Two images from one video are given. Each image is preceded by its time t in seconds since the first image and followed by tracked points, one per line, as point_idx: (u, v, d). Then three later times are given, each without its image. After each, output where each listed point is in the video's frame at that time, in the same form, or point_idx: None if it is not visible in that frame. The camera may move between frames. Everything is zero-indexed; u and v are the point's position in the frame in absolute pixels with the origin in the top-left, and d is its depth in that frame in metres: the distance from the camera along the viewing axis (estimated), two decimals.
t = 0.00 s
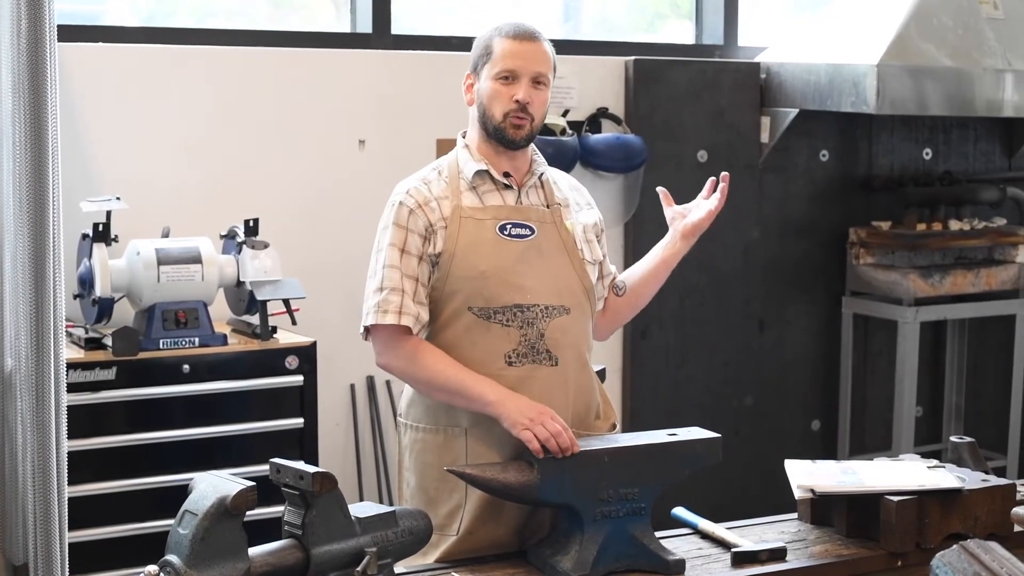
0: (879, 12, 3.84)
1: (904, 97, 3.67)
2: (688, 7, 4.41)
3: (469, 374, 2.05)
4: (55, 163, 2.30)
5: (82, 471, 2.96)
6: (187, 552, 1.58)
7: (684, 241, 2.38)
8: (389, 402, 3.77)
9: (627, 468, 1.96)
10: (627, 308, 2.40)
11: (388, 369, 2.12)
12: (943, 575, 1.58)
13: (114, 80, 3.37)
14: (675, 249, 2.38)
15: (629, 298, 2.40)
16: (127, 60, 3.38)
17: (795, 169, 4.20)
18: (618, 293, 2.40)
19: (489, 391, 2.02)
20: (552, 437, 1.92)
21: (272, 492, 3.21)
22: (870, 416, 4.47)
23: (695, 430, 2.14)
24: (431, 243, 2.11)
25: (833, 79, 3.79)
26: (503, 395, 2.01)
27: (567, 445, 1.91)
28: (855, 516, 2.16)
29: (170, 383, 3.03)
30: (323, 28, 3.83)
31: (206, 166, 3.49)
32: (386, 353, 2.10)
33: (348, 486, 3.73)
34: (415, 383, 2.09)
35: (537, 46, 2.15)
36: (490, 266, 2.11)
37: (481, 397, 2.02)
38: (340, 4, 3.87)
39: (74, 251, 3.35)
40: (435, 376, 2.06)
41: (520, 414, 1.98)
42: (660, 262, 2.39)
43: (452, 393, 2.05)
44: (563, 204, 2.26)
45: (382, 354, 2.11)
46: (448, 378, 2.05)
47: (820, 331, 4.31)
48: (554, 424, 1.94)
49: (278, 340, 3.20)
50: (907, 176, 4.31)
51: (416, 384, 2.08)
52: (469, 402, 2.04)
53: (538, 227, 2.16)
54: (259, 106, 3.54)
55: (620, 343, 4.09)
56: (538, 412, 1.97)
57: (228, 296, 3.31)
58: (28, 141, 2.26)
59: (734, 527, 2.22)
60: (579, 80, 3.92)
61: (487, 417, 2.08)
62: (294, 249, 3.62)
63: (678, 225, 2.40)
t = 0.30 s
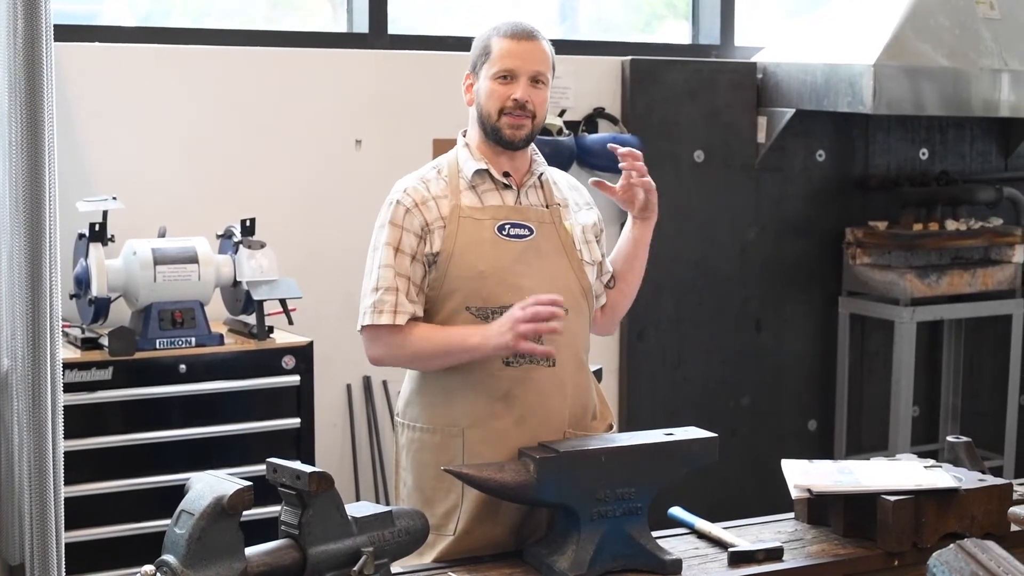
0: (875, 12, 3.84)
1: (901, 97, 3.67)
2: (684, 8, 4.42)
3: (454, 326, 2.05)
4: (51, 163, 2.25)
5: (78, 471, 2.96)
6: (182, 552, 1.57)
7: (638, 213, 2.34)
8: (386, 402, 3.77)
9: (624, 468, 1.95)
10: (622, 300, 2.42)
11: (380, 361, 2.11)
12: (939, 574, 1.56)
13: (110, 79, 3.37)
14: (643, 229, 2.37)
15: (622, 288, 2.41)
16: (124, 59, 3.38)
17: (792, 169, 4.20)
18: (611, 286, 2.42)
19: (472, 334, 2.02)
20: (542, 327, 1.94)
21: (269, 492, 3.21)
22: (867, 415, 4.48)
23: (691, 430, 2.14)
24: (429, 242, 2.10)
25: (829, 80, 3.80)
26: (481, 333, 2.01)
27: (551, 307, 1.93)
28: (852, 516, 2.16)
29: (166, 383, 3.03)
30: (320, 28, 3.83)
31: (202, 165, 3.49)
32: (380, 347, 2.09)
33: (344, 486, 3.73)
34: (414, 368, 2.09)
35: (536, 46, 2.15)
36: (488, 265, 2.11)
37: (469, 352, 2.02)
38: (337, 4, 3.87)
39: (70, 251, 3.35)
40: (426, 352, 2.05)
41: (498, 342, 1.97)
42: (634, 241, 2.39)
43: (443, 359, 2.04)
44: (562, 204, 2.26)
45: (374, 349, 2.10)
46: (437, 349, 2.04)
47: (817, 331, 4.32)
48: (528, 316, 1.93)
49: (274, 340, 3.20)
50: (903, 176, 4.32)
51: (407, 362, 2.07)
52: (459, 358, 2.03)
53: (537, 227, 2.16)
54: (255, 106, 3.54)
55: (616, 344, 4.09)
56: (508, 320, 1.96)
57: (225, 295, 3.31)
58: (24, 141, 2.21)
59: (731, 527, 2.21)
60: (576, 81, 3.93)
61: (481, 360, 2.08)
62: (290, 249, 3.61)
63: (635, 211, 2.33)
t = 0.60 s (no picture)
0: (873, 12, 3.85)
1: (899, 97, 3.67)
2: (682, 8, 4.42)
3: (449, 324, 2.04)
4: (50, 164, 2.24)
5: (77, 472, 2.96)
6: (181, 553, 1.57)
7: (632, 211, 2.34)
8: (384, 402, 3.77)
9: (622, 468, 1.95)
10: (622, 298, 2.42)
11: (381, 364, 2.11)
12: (938, 574, 1.56)
13: (109, 80, 3.37)
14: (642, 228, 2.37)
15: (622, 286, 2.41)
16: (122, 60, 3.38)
17: (789, 169, 4.20)
18: (610, 285, 2.42)
19: (466, 330, 2.01)
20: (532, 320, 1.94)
21: (268, 492, 3.21)
22: (865, 416, 4.48)
23: (690, 430, 2.14)
24: (426, 244, 2.10)
25: (828, 80, 3.80)
26: (473, 328, 2.00)
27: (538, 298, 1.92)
28: (850, 516, 2.16)
29: (165, 383, 3.03)
30: (318, 28, 3.83)
31: (201, 166, 3.49)
32: (380, 350, 2.09)
33: (343, 486, 3.73)
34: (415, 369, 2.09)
35: (531, 48, 2.15)
36: (485, 266, 2.11)
37: (465, 348, 2.01)
38: (335, 5, 3.87)
39: (69, 252, 3.35)
40: (424, 351, 2.05)
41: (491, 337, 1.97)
42: (633, 240, 2.39)
43: (442, 356, 2.04)
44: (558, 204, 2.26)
45: (376, 353, 2.10)
46: (434, 348, 2.04)
47: (814, 330, 4.32)
48: (516, 310, 1.93)
49: (273, 340, 3.20)
50: (902, 177, 4.32)
51: (407, 364, 2.07)
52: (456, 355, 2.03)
53: (533, 228, 2.16)
54: (255, 107, 3.54)
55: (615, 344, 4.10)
56: (497, 315, 1.96)
57: (223, 296, 3.31)
58: (22, 142, 2.20)
59: (729, 527, 2.22)
60: (574, 81, 3.93)
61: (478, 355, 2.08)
62: (289, 249, 3.62)
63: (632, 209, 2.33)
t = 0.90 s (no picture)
0: (871, 13, 3.85)
1: (896, 98, 3.68)
2: (679, 8, 4.42)
3: (452, 324, 2.04)
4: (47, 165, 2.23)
5: (75, 472, 2.96)
6: (179, 553, 1.57)
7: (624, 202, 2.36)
8: (382, 402, 3.77)
9: (619, 468, 1.95)
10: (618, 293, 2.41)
11: (381, 366, 2.10)
12: (935, 573, 1.56)
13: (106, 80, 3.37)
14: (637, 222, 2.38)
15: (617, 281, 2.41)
16: (119, 60, 3.38)
17: (787, 169, 4.21)
18: (605, 282, 2.41)
19: (471, 331, 2.01)
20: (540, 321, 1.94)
21: (265, 492, 3.21)
22: (862, 416, 4.48)
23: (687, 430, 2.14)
24: (423, 245, 2.10)
25: (825, 80, 3.80)
26: (478, 328, 2.00)
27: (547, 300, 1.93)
28: (847, 516, 2.16)
29: (163, 384, 3.03)
30: (315, 28, 3.83)
31: (198, 166, 3.49)
32: (379, 353, 2.08)
33: (341, 487, 3.73)
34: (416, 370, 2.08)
35: (530, 50, 2.14)
36: (482, 267, 2.11)
37: (468, 348, 2.01)
38: (332, 5, 3.87)
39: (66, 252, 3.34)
40: (425, 352, 2.05)
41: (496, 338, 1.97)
42: (628, 235, 2.40)
43: (445, 356, 2.04)
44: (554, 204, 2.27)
45: (375, 354, 2.09)
46: (437, 348, 2.03)
47: (811, 330, 4.32)
48: (524, 312, 1.93)
49: (270, 340, 3.20)
50: (899, 177, 4.32)
51: (410, 364, 2.07)
52: (459, 355, 2.03)
53: (529, 228, 2.16)
54: (253, 107, 3.54)
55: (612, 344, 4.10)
56: (504, 316, 1.96)
57: (221, 296, 3.31)
58: (19, 142, 2.20)
59: (727, 527, 2.22)
60: (571, 81, 3.93)
61: (479, 355, 2.08)
62: (286, 249, 3.62)
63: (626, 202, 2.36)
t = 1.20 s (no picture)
0: (868, 13, 3.85)
1: (892, 98, 3.68)
2: (676, 8, 4.42)
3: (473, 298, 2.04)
4: (45, 167, 2.19)
5: (72, 472, 2.96)
6: (177, 554, 1.58)
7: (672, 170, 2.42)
8: (379, 402, 3.78)
9: (616, 468, 1.96)
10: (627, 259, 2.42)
11: (394, 363, 2.07)
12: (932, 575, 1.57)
13: (103, 80, 3.37)
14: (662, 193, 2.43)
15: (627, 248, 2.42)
16: (117, 60, 3.38)
17: (784, 169, 4.21)
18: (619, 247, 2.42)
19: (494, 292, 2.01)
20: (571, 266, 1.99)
21: (262, 492, 3.21)
22: (859, 415, 4.49)
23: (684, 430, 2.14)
24: (424, 245, 2.10)
25: (822, 81, 3.81)
26: (501, 291, 2.01)
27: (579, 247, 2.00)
28: (845, 515, 2.17)
29: (160, 384, 3.03)
30: (312, 28, 3.83)
31: (195, 166, 3.49)
32: (400, 347, 2.05)
33: (338, 487, 3.74)
34: (442, 354, 2.05)
35: (534, 63, 2.12)
36: (481, 266, 2.13)
37: (493, 315, 2.01)
38: (329, 5, 3.87)
39: (63, 252, 3.34)
40: (451, 332, 2.02)
41: (529, 290, 1.98)
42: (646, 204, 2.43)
43: (469, 331, 2.02)
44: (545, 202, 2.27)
45: (389, 352, 2.06)
46: (462, 321, 2.02)
47: (808, 330, 4.33)
48: (556, 258, 1.98)
49: (267, 341, 3.20)
50: (896, 176, 4.32)
51: (428, 351, 2.04)
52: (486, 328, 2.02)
53: (523, 226, 2.18)
54: (249, 108, 3.54)
55: (609, 344, 4.10)
56: (532, 268, 1.99)
57: (218, 297, 3.31)
58: (18, 143, 2.16)
59: (724, 527, 2.22)
60: (568, 81, 3.93)
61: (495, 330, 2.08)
62: (283, 249, 3.62)
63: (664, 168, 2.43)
